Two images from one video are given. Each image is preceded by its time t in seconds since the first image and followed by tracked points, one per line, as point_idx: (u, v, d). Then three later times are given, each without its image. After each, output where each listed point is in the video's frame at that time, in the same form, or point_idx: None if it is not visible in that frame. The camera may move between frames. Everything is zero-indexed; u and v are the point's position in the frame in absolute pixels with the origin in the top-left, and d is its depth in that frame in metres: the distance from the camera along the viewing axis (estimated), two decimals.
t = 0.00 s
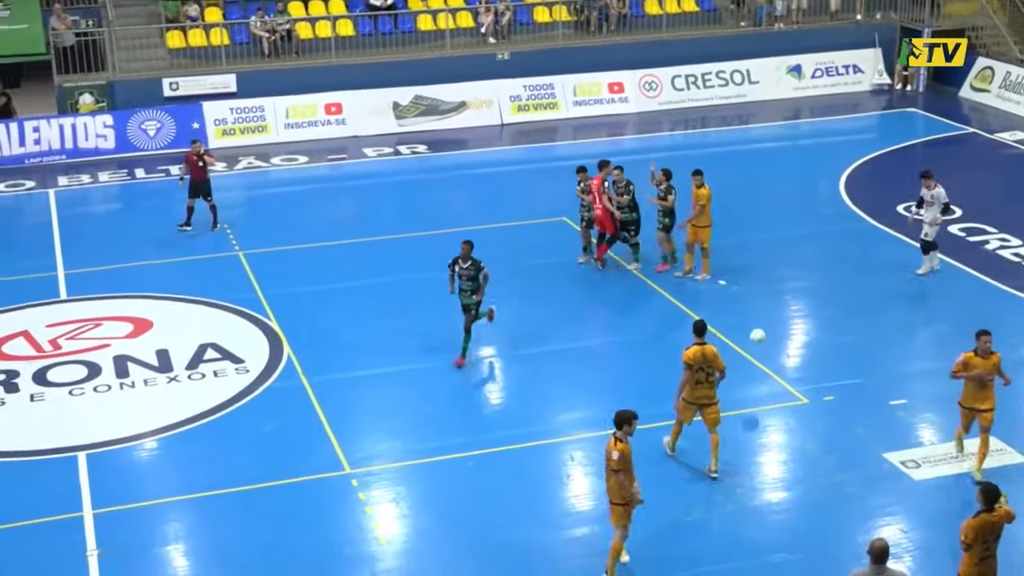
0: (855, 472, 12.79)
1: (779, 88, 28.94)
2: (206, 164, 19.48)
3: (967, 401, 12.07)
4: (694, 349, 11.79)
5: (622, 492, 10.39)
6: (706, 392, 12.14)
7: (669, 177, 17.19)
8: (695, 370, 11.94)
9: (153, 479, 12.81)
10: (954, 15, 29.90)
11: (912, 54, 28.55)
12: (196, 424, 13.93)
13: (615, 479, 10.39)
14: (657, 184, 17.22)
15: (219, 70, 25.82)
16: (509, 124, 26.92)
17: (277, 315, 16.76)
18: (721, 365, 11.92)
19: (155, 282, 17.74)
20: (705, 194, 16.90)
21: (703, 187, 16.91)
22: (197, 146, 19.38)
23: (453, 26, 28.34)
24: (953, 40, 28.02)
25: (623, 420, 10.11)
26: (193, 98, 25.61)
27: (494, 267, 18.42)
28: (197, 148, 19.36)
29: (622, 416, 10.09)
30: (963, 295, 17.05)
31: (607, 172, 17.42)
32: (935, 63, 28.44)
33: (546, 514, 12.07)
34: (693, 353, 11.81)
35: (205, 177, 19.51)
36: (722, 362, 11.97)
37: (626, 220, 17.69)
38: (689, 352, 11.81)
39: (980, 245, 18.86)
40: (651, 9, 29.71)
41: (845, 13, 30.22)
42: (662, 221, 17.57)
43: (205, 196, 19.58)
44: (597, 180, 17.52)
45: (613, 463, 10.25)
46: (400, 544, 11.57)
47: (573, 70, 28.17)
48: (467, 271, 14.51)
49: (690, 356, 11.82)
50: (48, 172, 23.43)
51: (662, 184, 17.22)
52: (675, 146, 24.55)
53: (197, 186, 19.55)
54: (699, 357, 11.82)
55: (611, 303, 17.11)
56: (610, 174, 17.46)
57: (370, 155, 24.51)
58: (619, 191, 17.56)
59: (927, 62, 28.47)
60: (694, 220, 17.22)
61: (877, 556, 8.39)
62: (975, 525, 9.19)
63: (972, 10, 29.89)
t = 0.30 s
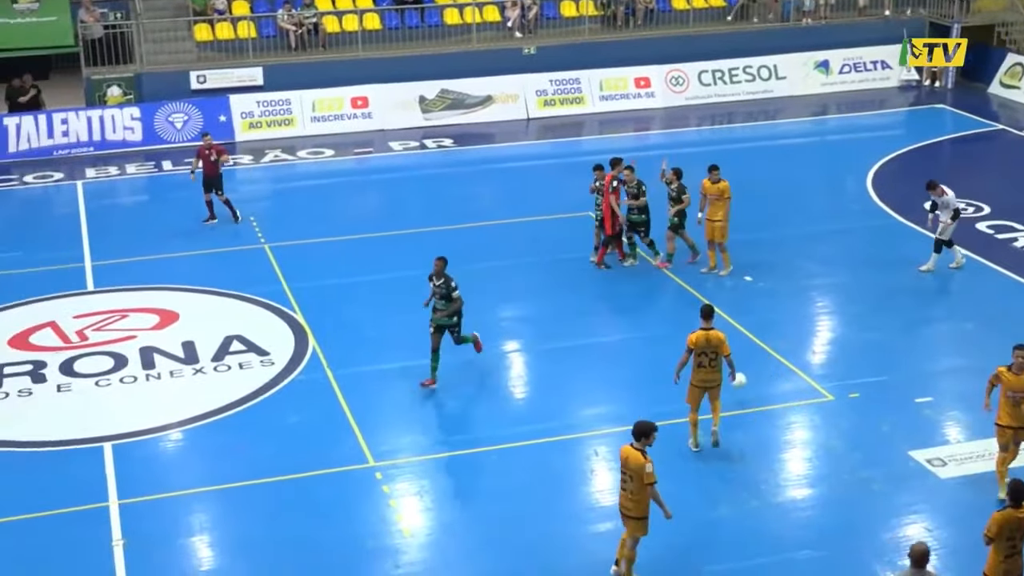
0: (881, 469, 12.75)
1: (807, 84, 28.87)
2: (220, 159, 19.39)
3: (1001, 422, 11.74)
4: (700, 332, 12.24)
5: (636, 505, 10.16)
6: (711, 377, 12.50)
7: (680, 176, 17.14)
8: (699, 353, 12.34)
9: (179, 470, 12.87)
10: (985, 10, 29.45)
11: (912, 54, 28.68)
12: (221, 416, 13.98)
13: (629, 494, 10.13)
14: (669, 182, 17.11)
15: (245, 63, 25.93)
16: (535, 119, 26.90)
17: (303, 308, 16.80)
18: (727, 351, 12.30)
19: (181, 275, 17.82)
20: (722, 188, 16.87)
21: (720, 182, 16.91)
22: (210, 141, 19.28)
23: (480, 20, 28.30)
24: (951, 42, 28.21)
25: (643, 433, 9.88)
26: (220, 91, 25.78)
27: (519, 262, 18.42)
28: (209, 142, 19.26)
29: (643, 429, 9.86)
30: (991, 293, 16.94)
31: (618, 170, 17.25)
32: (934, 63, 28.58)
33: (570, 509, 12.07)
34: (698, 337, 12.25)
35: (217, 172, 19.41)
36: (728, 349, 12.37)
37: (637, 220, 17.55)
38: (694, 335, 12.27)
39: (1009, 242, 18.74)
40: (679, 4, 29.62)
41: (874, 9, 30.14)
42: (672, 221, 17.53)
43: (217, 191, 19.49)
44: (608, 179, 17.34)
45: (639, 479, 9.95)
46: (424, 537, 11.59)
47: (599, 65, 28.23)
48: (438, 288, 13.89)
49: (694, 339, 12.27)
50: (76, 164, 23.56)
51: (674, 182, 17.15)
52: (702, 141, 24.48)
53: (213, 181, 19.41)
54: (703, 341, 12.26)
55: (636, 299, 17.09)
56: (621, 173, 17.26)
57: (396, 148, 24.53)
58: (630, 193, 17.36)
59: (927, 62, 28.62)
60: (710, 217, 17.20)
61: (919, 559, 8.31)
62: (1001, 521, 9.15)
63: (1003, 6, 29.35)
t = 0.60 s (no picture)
0: (907, 467, 12.69)
1: (835, 81, 28.79)
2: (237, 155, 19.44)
3: None
4: (717, 322, 12.27)
5: (656, 515, 9.94)
6: (725, 366, 12.56)
7: (690, 173, 17.02)
8: (716, 343, 12.40)
9: (206, 461, 12.93)
10: (1016, 7, 29.40)
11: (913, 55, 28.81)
12: (248, 408, 14.04)
13: (651, 507, 9.88)
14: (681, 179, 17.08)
15: (274, 57, 26.10)
16: (562, 114, 26.89)
17: (328, 302, 16.85)
18: (744, 343, 12.35)
19: (208, 267, 17.89)
20: (746, 184, 16.87)
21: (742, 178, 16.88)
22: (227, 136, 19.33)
23: (508, 15, 28.37)
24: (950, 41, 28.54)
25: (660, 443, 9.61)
26: (249, 84, 25.97)
27: (545, 257, 18.42)
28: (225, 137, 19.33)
29: (660, 441, 9.59)
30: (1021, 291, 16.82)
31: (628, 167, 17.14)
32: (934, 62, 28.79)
33: (595, 505, 12.07)
34: (715, 325, 12.31)
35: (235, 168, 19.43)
36: (745, 341, 12.41)
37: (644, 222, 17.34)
38: (711, 324, 12.32)
39: None
40: None
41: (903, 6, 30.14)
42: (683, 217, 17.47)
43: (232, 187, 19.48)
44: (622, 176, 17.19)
45: (664, 489, 9.73)
46: (447, 531, 11.61)
47: (627, 60, 28.26)
48: (415, 311, 13.05)
49: (711, 328, 12.32)
50: (105, 156, 23.70)
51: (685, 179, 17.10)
52: (730, 137, 24.41)
53: (230, 177, 19.43)
54: (720, 330, 12.30)
55: (662, 295, 17.06)
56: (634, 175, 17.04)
57: (424, 143, 24.56)
58: (641, 196, 17.21)
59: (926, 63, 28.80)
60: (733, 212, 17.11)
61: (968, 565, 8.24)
62: None
63: None
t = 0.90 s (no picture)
0: (933, 469, 12.63)
1: (863, 80, 28.68)
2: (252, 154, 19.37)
3: None
4: (740, 311, 12.38)
5: (674, 525, 9.77)
6: (747, 356, 12.63)
7: (697, 174, 17.09)
8: (739, 333, 12.46)
9: (232, 456, 12.98)
10: None
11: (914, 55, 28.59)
12: (275, 402, 14.09)
13: (669, 517, 9.69)
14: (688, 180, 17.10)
15: (302, 53, 26.22)
16: (589, 112, 26.89)
17: (354, 298, 16.88)
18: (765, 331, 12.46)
19: (234, 263, 17.96)
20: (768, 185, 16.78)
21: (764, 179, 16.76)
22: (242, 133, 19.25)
23: (536, 13, 28.41)
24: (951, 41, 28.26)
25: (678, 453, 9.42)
26: (277, 81, 26.09)
27: (571, 255, 18.41)
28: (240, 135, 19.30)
29: (677, 452, 9.40)
30: None
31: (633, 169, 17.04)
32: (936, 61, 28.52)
33: (619, 503, 12.06)
34: (738, 315, 12.39)
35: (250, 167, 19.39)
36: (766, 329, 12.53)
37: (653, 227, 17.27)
38: (735, 313, 12.40)
39: None
40: None
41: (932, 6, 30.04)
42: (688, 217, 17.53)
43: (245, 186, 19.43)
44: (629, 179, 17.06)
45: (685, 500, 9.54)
46: (471, 528, 11.62)
47: (655, 59, 28.23)
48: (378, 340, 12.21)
49: (735, 317, 12.39)
50: (133, 151, 23.81)
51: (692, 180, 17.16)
52: (757, 136, 24.34)
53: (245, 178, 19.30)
54: (743, 320, 12.40)
55: (687, 294, 17.03)
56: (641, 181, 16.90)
57: (450, 140, 24.58)
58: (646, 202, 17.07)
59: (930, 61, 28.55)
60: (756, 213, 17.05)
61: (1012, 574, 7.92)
62: None
63: None
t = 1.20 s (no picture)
0: (954, 467, 12.58)
1: (886, 76, 28.56)
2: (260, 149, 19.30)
3: None
4: (757, 299, 12.40)
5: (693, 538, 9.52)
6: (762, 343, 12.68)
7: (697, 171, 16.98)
8: (757, 321, 12.50)
9: (253, 448, 13.02)
10: None
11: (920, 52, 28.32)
12: (295, 394, 14.13)
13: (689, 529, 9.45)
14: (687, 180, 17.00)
15: (324, 47, 26.30)
16: (611, 106, 26.86)
17: (374, 292, 16.90)
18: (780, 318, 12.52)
19: (255, 256, 18.01)
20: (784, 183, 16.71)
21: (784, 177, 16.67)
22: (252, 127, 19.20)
23: (558, 7, 28.39)
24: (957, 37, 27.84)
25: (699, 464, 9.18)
26: (298, 74, 26.20)
27: (591, 250, 18.39)
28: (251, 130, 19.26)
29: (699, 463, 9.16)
30: None
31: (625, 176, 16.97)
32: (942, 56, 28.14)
33: (638, 498, 12.05)
34: (756, 303, 12.41)
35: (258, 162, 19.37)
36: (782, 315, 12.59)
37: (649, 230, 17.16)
38: (753, 301, 12.42)
39: None
40: None
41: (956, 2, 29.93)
42: (694, 213, 17.48)
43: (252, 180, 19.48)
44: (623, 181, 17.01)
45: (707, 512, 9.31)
46: (489, 521, 11.64)
47: (676, 53, 28.20)
48: (335, 375, 11.78)
49: (754, 305, 12.41)
50: (154, 144, 23.88)
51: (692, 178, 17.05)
52: (779, 132, 24.27)
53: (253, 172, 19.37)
54: (761, 308, 12.42)
55: (708, 289, 17.00)
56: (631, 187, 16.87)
57: (471, 134, 24.58)
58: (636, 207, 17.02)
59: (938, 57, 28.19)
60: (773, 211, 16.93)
61: None
62: None
63: None
